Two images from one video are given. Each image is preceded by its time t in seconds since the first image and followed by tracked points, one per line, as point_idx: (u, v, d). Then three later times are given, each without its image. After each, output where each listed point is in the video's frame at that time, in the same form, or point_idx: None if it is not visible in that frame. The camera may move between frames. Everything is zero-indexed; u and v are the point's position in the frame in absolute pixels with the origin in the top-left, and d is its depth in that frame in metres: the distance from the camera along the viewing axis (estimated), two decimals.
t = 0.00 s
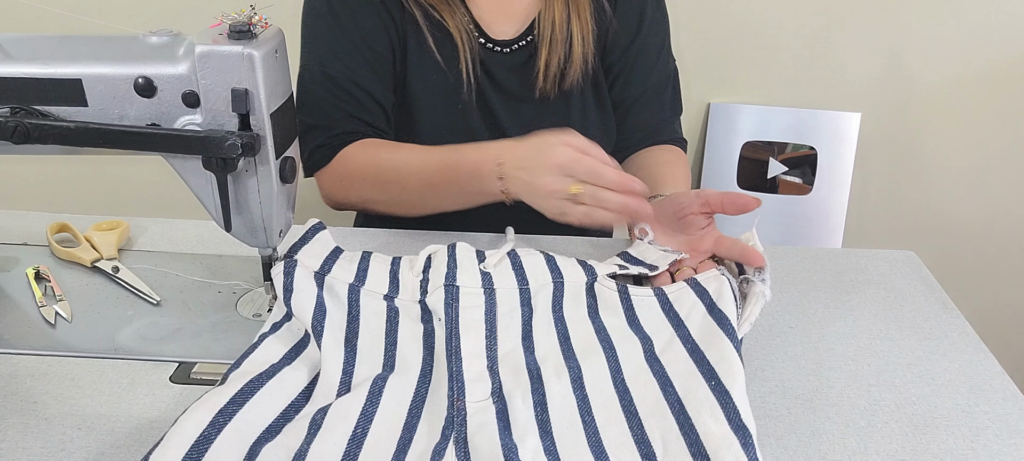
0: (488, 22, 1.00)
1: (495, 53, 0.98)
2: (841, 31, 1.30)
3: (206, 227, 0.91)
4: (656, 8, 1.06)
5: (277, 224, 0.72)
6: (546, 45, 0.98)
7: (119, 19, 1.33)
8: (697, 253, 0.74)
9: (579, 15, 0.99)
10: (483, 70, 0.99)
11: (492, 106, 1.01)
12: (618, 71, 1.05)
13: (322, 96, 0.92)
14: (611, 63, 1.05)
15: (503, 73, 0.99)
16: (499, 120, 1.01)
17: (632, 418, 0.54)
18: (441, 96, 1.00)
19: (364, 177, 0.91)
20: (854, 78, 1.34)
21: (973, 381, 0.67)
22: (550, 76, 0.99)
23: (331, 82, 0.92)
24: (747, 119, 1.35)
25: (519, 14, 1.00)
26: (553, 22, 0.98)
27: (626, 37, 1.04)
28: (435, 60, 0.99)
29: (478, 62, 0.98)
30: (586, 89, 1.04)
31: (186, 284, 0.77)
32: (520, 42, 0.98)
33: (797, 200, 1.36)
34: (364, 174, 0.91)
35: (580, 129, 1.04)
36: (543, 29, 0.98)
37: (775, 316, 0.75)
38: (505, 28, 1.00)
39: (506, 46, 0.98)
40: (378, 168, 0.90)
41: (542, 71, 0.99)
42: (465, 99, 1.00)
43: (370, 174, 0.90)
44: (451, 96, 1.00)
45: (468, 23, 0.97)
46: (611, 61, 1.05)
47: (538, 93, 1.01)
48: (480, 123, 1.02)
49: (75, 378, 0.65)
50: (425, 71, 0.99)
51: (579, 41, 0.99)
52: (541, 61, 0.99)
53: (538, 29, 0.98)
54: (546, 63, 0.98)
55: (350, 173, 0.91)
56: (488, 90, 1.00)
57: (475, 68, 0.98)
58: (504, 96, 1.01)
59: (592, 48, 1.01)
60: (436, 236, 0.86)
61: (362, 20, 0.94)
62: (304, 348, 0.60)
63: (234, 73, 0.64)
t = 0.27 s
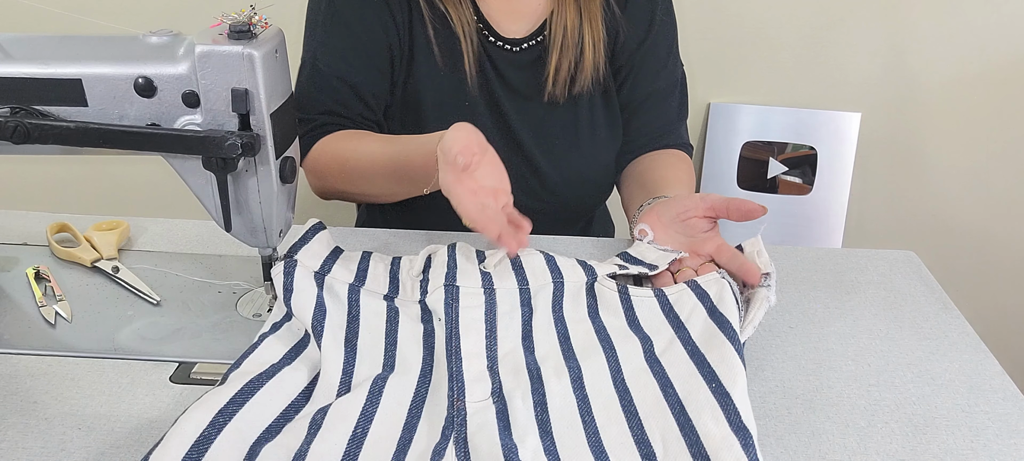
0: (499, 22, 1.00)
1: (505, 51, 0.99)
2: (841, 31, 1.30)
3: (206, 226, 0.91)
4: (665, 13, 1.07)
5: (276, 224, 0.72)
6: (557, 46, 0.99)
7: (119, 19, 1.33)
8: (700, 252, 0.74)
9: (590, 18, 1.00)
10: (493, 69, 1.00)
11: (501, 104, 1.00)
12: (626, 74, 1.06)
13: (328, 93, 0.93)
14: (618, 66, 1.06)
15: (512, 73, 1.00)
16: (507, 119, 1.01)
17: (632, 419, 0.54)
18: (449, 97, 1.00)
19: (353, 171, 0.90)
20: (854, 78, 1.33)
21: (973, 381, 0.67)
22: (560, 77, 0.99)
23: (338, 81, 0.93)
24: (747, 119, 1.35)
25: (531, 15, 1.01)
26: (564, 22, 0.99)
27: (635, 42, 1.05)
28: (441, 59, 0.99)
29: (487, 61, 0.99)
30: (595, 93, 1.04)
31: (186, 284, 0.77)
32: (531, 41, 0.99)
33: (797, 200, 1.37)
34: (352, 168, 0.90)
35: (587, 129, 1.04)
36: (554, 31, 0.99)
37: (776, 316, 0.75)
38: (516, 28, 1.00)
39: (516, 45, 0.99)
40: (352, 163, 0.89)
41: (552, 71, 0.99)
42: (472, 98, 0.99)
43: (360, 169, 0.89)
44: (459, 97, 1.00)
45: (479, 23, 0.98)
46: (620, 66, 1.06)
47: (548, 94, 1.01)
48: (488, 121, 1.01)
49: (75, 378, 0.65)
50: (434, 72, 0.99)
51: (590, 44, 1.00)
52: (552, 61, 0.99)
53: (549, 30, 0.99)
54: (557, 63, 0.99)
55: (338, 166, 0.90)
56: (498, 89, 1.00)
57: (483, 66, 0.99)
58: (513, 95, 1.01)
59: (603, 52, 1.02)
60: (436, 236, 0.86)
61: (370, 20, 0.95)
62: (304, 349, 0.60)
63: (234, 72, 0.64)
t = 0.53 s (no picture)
0: (505, 21, 1.00)
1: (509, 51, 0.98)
2: (841, 31, 1.30)
3: (206, 226, 0.91)
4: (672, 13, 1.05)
5: (276, 223, 0.72)
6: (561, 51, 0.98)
7: (119, 19, 1.33)
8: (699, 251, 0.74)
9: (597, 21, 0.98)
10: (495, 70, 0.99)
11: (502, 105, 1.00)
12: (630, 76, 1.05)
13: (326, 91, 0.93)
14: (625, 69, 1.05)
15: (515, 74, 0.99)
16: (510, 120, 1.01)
17: (633, 419, 0.54)
18: (451, 96, 1.00)
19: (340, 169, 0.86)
20: (854, 78, 1.34)
21: (973, 381, 0.67)
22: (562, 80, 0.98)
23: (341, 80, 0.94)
24: (747, 119, 1.35)
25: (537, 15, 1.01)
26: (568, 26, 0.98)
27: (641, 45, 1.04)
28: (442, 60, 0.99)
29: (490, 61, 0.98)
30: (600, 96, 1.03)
31: (186, 284, 0.77)
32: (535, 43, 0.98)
33: (797, 200, 1.37)
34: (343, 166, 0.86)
35: (586, 128, 1.04)
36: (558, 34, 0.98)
37: (776, 316, 0.75)
38: (521, 28, 1.00)
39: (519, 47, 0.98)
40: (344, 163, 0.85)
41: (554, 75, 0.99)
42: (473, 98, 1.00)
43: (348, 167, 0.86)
44: (462, 97, 1.00)
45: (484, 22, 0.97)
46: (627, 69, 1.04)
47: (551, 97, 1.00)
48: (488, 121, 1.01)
49: (75, 378, 0.65)
50: (437, 71, 0.99)
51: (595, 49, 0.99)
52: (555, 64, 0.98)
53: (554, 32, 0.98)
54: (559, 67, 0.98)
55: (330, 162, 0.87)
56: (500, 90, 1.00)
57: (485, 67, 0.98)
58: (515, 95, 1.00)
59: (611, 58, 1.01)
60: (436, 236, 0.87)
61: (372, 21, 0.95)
62: (304, 349, 0.60)
63: (234, 73, 0.64)
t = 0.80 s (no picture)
0: (506, 21, 0.99)
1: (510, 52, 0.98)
2: (841, 31, 1.30)
3: (206, 226, 0.91)
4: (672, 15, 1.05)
5: (276, 224, 0.72)
6: (563, 50, 0.98)
7: (119, 18, 1.33)
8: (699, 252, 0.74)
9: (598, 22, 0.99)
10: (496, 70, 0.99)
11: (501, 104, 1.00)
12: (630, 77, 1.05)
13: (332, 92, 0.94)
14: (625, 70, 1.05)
15: (516, 74, 0.99)
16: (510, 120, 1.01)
17: (632, 419, 0.54)
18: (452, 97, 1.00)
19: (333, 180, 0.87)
20: (854, 78, 1.33)
21: (973, 381, 0.67)
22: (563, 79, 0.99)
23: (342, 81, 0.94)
24: (747, 119, 1.35)
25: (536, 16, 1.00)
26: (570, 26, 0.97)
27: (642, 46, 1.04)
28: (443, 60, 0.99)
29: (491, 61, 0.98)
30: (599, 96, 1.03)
31: (186, 284, 0.77)
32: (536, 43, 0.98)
33: (797, 200, 1.37)
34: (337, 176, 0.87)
35: (586, 128, 1.04)
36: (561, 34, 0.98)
37: (776, 316, 0.75)
38: (522, 28, 0.99)
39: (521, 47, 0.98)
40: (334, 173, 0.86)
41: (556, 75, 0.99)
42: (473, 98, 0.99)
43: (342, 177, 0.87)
44: (463, 97, 1.00)
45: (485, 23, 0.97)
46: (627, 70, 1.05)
47: (552, 98, 1.00)
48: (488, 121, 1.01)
49: (75, 378, 0.65)
50: (437, 71, 0.99)
51: (596, 49, 0.99)
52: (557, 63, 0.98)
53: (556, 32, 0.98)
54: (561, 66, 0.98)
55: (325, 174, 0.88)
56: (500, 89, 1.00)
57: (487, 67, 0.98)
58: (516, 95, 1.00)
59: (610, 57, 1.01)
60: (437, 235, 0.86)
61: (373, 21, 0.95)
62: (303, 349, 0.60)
63: (234, 73, 0.64)
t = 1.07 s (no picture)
0: (506, 23, 0.99)
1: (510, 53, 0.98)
2: (841, 31, 1.30)
3: (206, 227, 0.91)
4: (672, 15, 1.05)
5: (276, 224, 0.72)
6: (563, 50, 0.98)
7: (118, 19, 1.33)
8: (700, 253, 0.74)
9: (597, 22, 0.99)
10: (497, 71, 0.99)
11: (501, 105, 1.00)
12: (630, 77, 1.05)
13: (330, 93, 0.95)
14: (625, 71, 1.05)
15: (516, 75, 0.99)
16: (510, 121, 1.01)
17: (632, 419, 0.54)
18: (451, 97, 1.00)
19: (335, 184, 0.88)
20: (854, 78, 1.33)
21: (973, 381, 0.67)
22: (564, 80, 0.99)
23: (341, 82, 0.94)
24: (747, 119, 1.35)
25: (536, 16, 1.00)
26: (569, 25, 0.97)
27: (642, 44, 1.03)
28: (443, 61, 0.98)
29: (490, 62, 0.98)
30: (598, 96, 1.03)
31: (186, 284, 0.77)
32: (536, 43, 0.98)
33: (797, 200, 1.37)
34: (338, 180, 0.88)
35: (586, 129, 1.04)
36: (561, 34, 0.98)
37: (776, 316, 0.75)
38: (523, 29, 0.99)
39: (521, 47, 0.98)
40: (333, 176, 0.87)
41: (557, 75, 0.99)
42: (473, 99, 0.99)
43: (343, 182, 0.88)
44: (462, 98, 1.00)
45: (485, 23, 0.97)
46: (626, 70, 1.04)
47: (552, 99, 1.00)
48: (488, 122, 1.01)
49: (75, 378, 0.65)
50: (436, 72, 0.99)
51: (596, 49, 0.99)
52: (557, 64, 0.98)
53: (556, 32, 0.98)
54: (561, 66, 0.98)
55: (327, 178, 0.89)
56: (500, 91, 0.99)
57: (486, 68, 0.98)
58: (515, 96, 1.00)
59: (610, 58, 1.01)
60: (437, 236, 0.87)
61: (372, 22, 0.95)
62: (303, 349, 0.60)
63: (234, 73, 0.64)
